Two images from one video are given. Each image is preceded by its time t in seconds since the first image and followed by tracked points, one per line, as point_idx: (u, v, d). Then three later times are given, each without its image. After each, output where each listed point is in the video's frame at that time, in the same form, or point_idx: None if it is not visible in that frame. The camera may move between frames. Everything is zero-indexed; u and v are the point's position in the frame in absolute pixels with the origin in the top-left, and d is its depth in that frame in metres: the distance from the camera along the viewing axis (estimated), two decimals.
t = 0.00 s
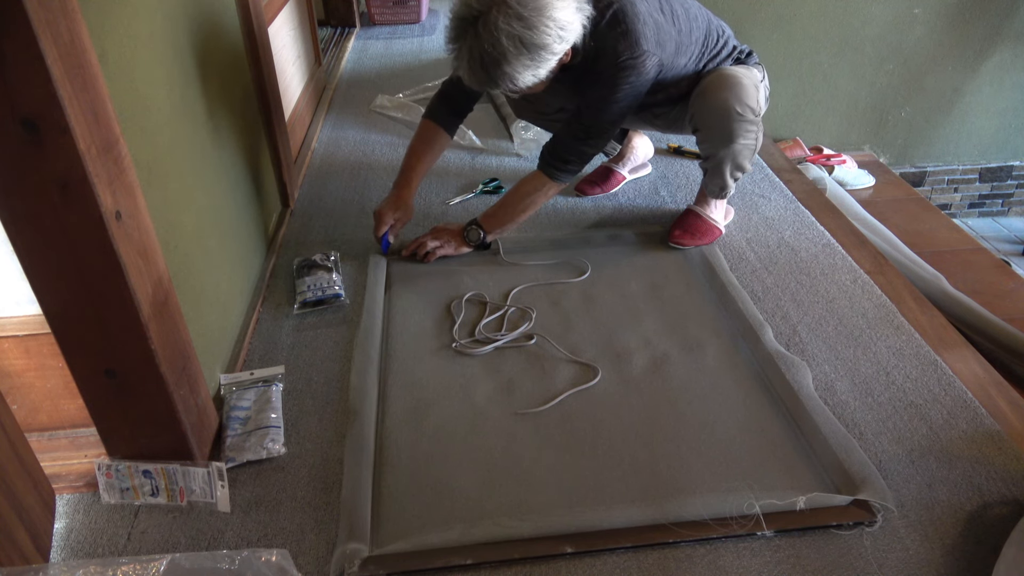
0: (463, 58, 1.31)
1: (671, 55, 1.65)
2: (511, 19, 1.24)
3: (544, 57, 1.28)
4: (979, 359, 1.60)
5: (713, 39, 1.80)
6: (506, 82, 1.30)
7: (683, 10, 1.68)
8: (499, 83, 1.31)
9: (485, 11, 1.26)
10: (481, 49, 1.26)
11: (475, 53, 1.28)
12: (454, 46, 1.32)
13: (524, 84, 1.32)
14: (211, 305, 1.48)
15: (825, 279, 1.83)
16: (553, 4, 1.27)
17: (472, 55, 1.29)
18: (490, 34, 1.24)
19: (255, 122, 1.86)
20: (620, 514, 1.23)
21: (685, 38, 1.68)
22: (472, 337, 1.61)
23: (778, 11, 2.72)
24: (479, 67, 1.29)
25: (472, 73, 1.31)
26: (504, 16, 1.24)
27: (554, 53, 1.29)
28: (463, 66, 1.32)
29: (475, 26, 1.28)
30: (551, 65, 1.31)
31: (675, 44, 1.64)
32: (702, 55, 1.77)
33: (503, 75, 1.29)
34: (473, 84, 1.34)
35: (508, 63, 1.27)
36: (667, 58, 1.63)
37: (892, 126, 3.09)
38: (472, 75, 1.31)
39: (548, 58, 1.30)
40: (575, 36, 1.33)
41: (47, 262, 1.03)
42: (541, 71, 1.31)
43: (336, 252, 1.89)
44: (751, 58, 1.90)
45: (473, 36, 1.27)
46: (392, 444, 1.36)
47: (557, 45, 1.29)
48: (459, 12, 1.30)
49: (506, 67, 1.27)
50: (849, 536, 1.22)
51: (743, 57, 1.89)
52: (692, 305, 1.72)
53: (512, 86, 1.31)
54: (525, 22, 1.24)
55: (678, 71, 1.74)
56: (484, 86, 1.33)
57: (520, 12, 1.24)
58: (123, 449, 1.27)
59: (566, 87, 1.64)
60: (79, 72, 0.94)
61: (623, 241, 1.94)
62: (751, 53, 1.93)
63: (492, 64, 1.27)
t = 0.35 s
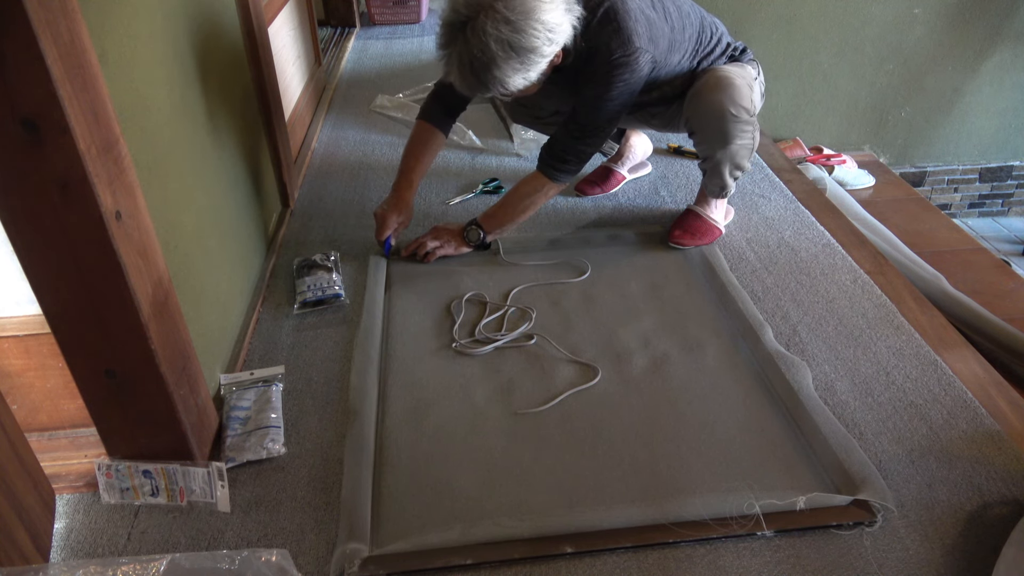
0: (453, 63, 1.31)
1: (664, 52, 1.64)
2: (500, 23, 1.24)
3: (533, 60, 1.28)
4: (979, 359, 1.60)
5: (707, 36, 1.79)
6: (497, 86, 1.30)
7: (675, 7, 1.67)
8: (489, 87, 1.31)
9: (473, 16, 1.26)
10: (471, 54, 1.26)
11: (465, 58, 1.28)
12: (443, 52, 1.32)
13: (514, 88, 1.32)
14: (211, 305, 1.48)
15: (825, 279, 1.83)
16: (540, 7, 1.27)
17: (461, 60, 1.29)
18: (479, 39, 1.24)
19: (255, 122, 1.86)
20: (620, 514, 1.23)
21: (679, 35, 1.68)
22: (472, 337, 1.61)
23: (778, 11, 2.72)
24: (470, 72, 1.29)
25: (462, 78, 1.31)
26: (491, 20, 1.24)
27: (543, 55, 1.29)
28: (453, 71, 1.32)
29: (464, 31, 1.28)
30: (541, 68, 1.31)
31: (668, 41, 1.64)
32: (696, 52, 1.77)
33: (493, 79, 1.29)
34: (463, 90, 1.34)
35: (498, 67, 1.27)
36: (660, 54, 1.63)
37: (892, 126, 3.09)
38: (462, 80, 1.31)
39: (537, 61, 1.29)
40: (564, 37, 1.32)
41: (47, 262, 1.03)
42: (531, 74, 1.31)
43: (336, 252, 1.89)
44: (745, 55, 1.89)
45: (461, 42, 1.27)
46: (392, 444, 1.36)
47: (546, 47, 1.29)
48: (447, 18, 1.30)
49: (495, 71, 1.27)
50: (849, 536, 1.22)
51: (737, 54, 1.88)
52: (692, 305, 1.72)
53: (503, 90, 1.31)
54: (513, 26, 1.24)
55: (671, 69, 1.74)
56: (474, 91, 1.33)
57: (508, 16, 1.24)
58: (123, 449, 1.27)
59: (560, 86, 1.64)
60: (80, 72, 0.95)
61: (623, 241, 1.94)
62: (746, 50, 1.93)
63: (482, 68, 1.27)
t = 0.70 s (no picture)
0: (444, 82, 1.33)
1: (658, 56, 1.64)
2: (487, 45, 1.24)
3: (521, 78, 1.28)
4: (979, 359, 1.60)
5: (700, 36, 1.79)
6: (486, 104, 1.32)
7: (666, 9, 1.67)
8: (479, 105, 1.32)
9: (462, 37, 1.27)
10: (459, 76, 1.28)
11: (454, 79, 1.30)
12: (435, 69, 1.34)
13: (504, 104, 1.33)
14: (211, 306, 1.48)
15: (825, 279, 1.83)
16: (528, 25, 1.25)
17: (451, 81, 1.31)
18: (467, 62, 1.26)
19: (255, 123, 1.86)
20: (620, 514, 1.23)
21: (671, 37, 1.67)
22: (472, 337, 1.61)
23: (778, 11, 2.72)
24: (460, 92, 1.32)
25: (453, 96, 1.34)
26: (478, 43, 1.24)
27: (532, 73, 1.29)
28: (443, 88, 1.34)
29: (453, 51, 1.29)
30: (530, 84, 1.31)
31: (661, 44, 1.63)
32: (689, 53, 1.77)
33: (483, 98, 1.30)
34: (455, 106, 1.37)
35: (485, 87, 1.28)
36: (654, 59, 1.63)
37: (892, 126, 3.09)
38: (452, 98, 1.33)
39: (526, 79, 1.30)
40: (553, 52, 1.31)
41: (47, 262, 1.03)
42: (520, 91, 1.32)
43: (336, 252, 1.89)
44: (737, 52, 1.89)
45: (451, 63, 1.29)
46: (392, 444, 1.36)
47: (534, 65, 1.29)
48: (437, 36, 1.31)
49: (483, 91, 1.29)
50: (849, 536, 1.22)
51: (729, 51, 1.88)
52: (692, 305, 1.72)
53: (492, 107, 1.32)
54: (500, 47, 1.24)
55: (665, 71, 1.73)
56: (464, 107, 1.35)
57: (496, 37, 1.24)
58: (123, 449, 1.27)
59: (554, 91, 1.63)
60: (80, 72, 0.95)
61: (623, 241, 1.94)
62: (738, 47, 1.92)
63: (471, 89, 1.29)
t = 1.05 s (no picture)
0: (450, 65, 1.31)
1: (660, 53, 1.64)
2: (495, 26, 1.23)
3: (528, 62, 1.28)
4: (979, 359, 1.60)
5: (704, 36, 1.79)
6: (492, 89, 1.30)
7: (672, 7, 1.67)
8: (486, 89, 1.31)
9: (469, 19, 1.26)
10: (467, 57, 1.27)
11: (461, 60, 1.28)
12: (441, 53, 1.33)
13: (510, 90, 1.32)
14: (211, 305, 1.48)
15: (825, 279, 1.83)
16: (537, 9, 1.26)
17: (458, 63, 1.29)
18: (475, 42, 1.25)
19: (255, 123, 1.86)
20: (620, 514, 1.23)
21: (675, 36, 1.68)
22: (472, 337, 1.61)
23: (778, 11, 2.72)
24: (466, 75, 1.30)
25: (458, 80, 1.32)
26: (487, 24, 1.24)
27: (539, 58, 1.29)
28: (448, 72, 1.32)
29: (460, 33, 1.28)
30: (537, 70, 1.31)
31: (664, 41, 1.64)
32: (692, 52, 1.77)
33: (490, 81, 1.29)
34: (461, 91, 1.35)
35: (493, 70, 1.27)
36: (656, 56, 1.63)
37: (892, 126, 3.09)
38: (457, 81, 1.31)
39: (534, 63, 1.29)
40: (560, 39, 1.32)
41: (47, 262, 1.03)
42: (527, 77, 1.31)
43: (336, 252, 1.89)
44: (742, 54, 1.89)
45: (458, 45, 1.28)
46: (392, 444, 1.36)
47: (542, 50, 1.29)
48: (444, 20, 1.30)
49: (490, 74, 1.27)
50: (849, 536, 1.22)
51: (734, 52, 1.88)
52: (692, 305, 1.72)
53: (498, 92, 1.31)
54: (509, 28, 1.24)
55: (667, 69, 1.74)
56: (470, 93, 1.34)
57: (504, 18, 1.24)
58: (123, 449, 1.27)
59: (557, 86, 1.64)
60: (80, 72, 0.95)
61: (623, 241, 1.94)
62: (743, 49, 1.92)
63: (478, 71, 1.27)
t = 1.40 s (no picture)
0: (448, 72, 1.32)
1: (658, 52, 1.64)
2: (491, 32, 1.23)
3: (526, 66, 1.28)
4: (979, 359, 1.60)
5: (701, 35, 1.80)
6: (491, 94, 1.30)
7: (669, 7, 1.68)
8: (484, 94, 1.31)
9: (466, 25, 1.27)
10: (463, 63, 1.27)
11: (458, 66, 1.28)
12: (438, 60, 1.33)
13: (508, 94, 1.32)
14: (211, 306, 1.48)
15: (824, 279, 1.83)
16: (532, 13, 1.26)
17: (455, 69, 1.29)
18: (471, 48, 1.25)
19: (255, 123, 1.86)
20: (620, 514, 1.23)
21: (672, 35, 1.68)
22: (472, 337, 1.61)
23: (778, 11, 2.72)
24: (464, 81, 1.30)
25: (457, 87, 1.32)
26: (483, 30, 1.24)
27: (536, 62, 1.29)
28: (447, 79, 1.32)
29: (457, 40, 1.29)
30: (535, 74, 1.31)
31: (662, 40, 1.64)
32: (690, 52, 1.77)
33: (487, 86, 1.29)
34: (459, 97, 1.35)
35: (491, 75, 1.27)
36: (654, 54, 1.63)
37: (892, 126, 3.09)
38: (456, 88, 1.31)
39: (531, 67, 1.29)
40: (557, 42, 1.32)
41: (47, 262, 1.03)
42: (525, 80, 1.31)
43: (336, 252, 1.89)
44: (740, 52, 1.89)
45: (454, 51, 1.28)
46: (392, 444, 1.36)
47: (539, 53, 1.28)
48: (441, 27, 1.31)
49: (488, 79, 1.27)
50: (849, 536, 1.22)
51: (732, 51, 1.88)
52: (692, 305, 1.72)
53: (497, 97, 1.31)
54: (505, 33, 1.24)
55: (665, 68, 1.74)
56: (469, 99, 1.34)
57: (500, 24, 1.24)
58: (123, 449, 1.27)
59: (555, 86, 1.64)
60: (80, 73, 0.95)
61: (623, 241, 1.94)
62: (741, 48, 1.92)
63: (475, 76, 1.27)
